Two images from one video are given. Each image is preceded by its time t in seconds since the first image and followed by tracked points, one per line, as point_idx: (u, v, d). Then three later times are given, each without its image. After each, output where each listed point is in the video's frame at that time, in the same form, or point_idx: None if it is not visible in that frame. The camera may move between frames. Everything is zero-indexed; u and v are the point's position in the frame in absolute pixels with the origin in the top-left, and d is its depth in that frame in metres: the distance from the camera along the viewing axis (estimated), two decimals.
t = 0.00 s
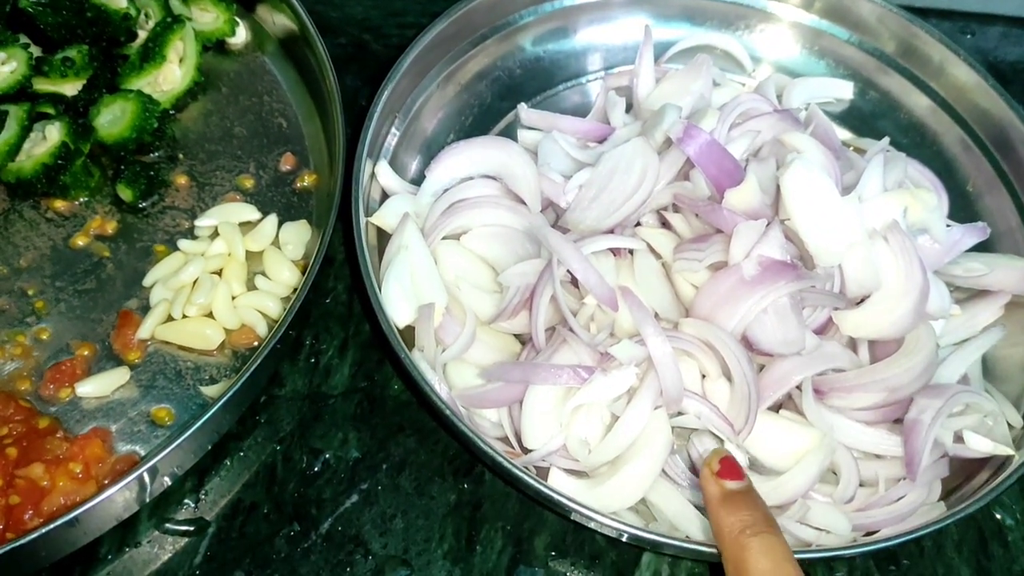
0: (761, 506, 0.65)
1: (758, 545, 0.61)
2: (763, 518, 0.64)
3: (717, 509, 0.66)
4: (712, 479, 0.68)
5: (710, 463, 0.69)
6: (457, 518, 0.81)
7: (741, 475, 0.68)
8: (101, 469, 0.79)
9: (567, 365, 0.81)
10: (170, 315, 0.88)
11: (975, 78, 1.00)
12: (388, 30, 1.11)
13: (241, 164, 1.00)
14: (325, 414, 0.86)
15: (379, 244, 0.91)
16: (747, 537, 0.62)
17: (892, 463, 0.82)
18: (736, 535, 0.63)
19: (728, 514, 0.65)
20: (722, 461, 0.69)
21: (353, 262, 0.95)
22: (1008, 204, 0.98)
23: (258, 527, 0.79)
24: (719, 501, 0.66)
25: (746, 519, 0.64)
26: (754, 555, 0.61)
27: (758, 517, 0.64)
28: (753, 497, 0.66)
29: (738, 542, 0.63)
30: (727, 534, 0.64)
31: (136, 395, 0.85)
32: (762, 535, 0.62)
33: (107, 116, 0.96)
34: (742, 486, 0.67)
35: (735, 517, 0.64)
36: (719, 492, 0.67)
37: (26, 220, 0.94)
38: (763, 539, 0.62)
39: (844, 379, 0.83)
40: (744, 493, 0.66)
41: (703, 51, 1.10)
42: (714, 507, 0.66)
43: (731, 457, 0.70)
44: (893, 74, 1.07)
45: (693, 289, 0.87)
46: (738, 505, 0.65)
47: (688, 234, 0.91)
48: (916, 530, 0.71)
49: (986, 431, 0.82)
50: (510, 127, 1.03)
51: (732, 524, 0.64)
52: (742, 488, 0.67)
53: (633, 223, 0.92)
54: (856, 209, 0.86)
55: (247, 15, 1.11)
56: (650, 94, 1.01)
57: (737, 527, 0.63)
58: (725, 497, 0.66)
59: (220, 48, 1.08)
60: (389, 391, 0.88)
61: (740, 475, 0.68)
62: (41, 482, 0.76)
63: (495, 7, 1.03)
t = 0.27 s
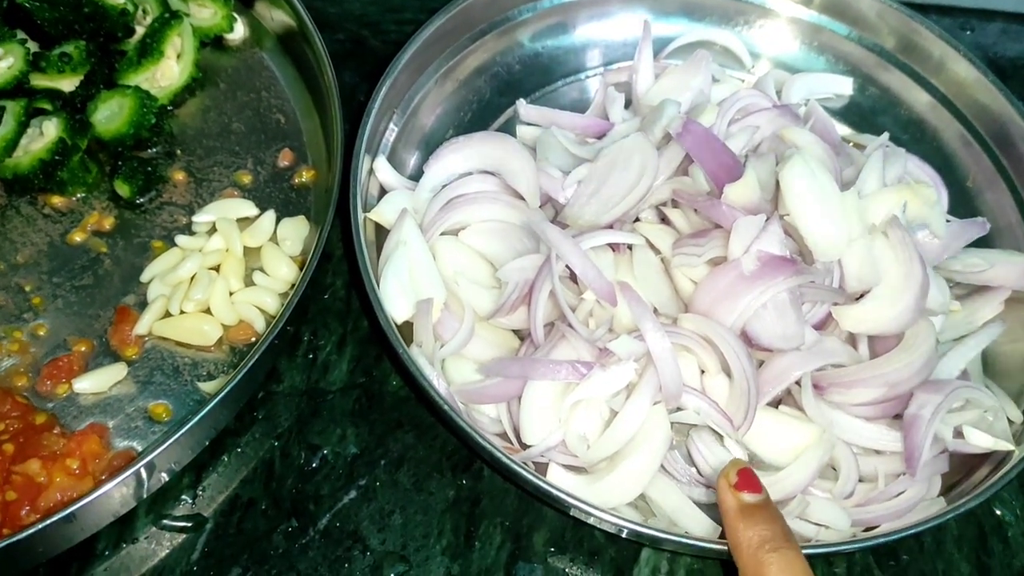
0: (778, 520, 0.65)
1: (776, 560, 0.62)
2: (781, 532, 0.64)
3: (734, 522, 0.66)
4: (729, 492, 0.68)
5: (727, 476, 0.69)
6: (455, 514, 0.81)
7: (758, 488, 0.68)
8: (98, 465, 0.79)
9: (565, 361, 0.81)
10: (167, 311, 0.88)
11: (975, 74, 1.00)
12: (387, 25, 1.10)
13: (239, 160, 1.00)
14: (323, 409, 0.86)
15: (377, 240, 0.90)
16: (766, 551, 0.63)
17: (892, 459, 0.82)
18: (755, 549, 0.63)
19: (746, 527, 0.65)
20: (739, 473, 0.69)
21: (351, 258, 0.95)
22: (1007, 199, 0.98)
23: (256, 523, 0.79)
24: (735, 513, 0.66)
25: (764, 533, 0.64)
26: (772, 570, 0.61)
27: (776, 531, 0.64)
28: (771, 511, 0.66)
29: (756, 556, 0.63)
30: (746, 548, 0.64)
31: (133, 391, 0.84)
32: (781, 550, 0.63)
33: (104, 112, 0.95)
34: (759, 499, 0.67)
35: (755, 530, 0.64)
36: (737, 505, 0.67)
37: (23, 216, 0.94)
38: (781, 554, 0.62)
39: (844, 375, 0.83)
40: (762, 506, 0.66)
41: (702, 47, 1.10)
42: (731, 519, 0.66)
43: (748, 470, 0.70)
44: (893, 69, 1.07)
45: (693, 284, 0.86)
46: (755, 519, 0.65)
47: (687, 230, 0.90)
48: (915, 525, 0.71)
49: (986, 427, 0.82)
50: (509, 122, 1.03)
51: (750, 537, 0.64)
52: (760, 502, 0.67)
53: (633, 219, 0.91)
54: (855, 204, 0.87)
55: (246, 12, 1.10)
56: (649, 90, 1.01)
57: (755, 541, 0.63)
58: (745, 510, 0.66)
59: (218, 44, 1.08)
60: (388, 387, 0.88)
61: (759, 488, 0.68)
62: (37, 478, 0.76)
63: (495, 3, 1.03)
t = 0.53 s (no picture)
0: (780, 515, 0.66)
1: (779, 554, 0.62)
2: (784, 526, 0.65)
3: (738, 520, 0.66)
4: (731, 487, 0.68)
5: (728, 472, 0.70)
6: (458, 511, 0.82)
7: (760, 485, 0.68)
8: (104, 462, 0.79)
9: (568, 359, 0.81)
10: (172, 310, 0.89)
11: (976, 74, 1.00)
12: (390, 25, 1.11)
13: (242, 159, 1.00)
14: (328, 408, 0.86)
15: (381, 239, 0.91)
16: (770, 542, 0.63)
17: (892, 456, 0.82)
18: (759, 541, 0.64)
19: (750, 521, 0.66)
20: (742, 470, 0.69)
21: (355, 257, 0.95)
22: (1007, 198, 0.99)
23: (261, 520, 0.79)
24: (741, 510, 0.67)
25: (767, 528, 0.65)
26: (776, 563, 0.62)
27: (778, 525, 0.65)
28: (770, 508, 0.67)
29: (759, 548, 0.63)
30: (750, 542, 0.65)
31: (138, 390, 0.85)
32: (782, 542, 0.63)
33: (109, 112, 0.95)
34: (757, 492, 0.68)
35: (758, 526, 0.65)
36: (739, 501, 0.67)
37: (28, 215, 0.94)
38: (784, 547, 0.63)
39: (844, 372, 0.83)
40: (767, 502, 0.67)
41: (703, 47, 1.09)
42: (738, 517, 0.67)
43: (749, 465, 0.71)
44: (894, 70, 1.08)
45: (694, 283, 0.87)
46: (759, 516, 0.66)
47: (689, 229, 0.91)
48: (914, 523, 0.72)
49: (985, 425, 0.83)
50: (511, 122, 1.04)
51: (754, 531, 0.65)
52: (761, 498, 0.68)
53: (635, 218, 0.92)
54: (855, 203, 0.88)
55: (250, 12, 1.11)
56: (651, 90, 1.02)
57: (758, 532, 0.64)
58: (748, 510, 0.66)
59: (221, 44, 1.09)
60: (392, 385, 0.88)
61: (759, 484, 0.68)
62: (43, 476, 0.76)
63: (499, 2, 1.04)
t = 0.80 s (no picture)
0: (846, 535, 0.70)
1: (864, 553, 0.66)
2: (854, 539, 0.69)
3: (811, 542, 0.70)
4: (795, 525, 0.73)
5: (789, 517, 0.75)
6: (478, 511, 0.82)
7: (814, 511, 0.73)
8: (129, 459, 0.80)
9: (588, 361, 0.82)
10: (196, 309, 0.90)
11: (997, 81, 1.00)
12: (411, 29, 1.12)
13: (266, 161, 1.01)
14: (349, 407, 0.87)
15: (403, 241, 0.92)
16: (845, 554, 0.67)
17: (910, 462, 0.82)
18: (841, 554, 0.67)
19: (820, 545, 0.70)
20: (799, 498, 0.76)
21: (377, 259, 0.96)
22: None
23: (283, 517, 0.80)
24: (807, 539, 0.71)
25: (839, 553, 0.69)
26: (865, 561, 0.65)
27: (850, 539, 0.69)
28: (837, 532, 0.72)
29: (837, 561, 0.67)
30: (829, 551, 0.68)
31: (163, 387, 0.86)
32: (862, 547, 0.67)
33: (135, 112, 0.97)
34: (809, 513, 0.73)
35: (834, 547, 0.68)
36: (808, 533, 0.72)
37: (55, 214, 0.95)
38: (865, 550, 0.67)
39: (864, 378, 0.83)
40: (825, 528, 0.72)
41: (723, 52, 1.10)
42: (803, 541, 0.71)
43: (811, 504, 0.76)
44: (914, 76, 1.08)
45: (714, 287, 0.87)
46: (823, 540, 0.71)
47: (708, 234, 0.91)
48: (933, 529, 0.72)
49: (1004, 432, 0.83)
50: (531, 126, 1.04)
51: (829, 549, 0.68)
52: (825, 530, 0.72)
53: (655, 222, 0.92)
54: (876, 209, 0.87)
55: (273, 14, 1.12)
56: (671, 94, 1.02)
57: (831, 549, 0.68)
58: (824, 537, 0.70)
59: (245, 46, 1.10)
60: (412, 386, 0.89)
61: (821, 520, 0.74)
62: (69, 471, 0.77)
63: (519, 8, 1.06)
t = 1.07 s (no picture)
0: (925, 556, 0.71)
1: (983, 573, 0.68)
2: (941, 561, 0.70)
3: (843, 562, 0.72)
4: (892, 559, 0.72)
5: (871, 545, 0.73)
6: (513, 524, 0.82)
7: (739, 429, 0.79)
8: (171, 460, 0.81)
9: (628, 378, 0.82)
10: (239, 314, 0.91)
11: None
12: (458, 42, 1.13)
13: (311, 170, 1.02)
14: (387, 416, 0.88)
15: (444, 252, 0.93)
16: None
17: (952, 490, 0.81)
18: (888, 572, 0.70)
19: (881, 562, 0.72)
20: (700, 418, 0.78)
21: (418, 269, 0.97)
22: None
23: (320, 524, 0.81)
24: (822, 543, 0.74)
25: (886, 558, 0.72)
26: None
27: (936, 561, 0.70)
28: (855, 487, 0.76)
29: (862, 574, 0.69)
30: None
31: (205, 390, 0.87)
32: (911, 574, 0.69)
33: (185, 118, 0.98)
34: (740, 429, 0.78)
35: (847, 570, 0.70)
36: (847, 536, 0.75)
37: (104, 217, 0.97)
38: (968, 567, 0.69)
39: (907, 404, 0.83)
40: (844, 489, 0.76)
41: (768, 72, 1.10)
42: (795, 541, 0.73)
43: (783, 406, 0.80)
44: (960, 100, 1.07)
45: (755, 307, 0.87)
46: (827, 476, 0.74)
47: (750, 253, 0.91)
48: (974, 560, 0.71)
49: None
50: (573, 141, 1.05)
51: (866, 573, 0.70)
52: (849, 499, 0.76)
53: (696, 241, 0.92)
54: (922, 234, 0.87)
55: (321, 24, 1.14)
56: (714, 113, 1.03)
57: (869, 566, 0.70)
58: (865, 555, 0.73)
59: (293, 56, 1.11)
60: (451, 396, 0.89)
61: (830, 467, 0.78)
62: (114, 470, 0.79)
63: (562, 24, 1.06)
